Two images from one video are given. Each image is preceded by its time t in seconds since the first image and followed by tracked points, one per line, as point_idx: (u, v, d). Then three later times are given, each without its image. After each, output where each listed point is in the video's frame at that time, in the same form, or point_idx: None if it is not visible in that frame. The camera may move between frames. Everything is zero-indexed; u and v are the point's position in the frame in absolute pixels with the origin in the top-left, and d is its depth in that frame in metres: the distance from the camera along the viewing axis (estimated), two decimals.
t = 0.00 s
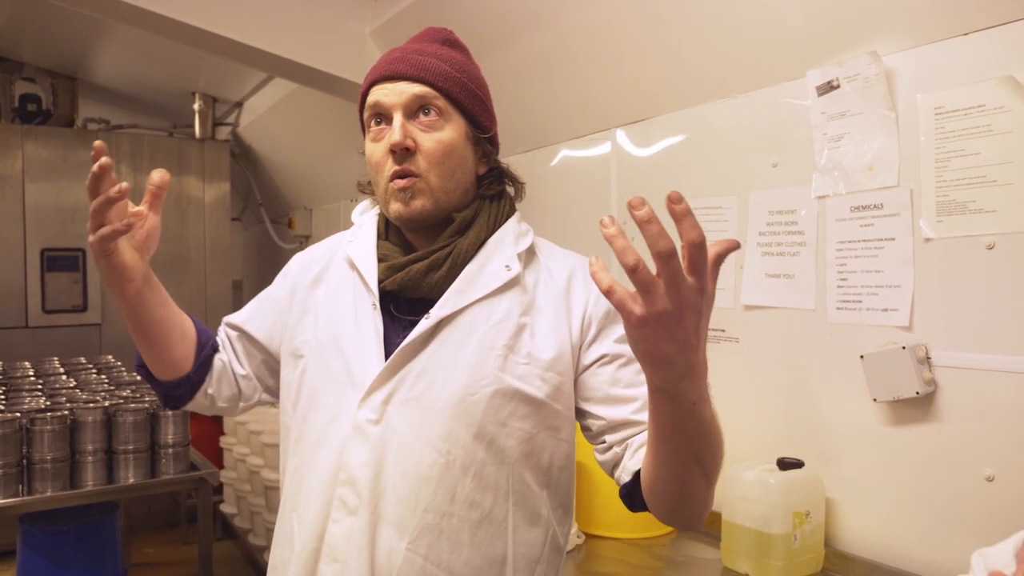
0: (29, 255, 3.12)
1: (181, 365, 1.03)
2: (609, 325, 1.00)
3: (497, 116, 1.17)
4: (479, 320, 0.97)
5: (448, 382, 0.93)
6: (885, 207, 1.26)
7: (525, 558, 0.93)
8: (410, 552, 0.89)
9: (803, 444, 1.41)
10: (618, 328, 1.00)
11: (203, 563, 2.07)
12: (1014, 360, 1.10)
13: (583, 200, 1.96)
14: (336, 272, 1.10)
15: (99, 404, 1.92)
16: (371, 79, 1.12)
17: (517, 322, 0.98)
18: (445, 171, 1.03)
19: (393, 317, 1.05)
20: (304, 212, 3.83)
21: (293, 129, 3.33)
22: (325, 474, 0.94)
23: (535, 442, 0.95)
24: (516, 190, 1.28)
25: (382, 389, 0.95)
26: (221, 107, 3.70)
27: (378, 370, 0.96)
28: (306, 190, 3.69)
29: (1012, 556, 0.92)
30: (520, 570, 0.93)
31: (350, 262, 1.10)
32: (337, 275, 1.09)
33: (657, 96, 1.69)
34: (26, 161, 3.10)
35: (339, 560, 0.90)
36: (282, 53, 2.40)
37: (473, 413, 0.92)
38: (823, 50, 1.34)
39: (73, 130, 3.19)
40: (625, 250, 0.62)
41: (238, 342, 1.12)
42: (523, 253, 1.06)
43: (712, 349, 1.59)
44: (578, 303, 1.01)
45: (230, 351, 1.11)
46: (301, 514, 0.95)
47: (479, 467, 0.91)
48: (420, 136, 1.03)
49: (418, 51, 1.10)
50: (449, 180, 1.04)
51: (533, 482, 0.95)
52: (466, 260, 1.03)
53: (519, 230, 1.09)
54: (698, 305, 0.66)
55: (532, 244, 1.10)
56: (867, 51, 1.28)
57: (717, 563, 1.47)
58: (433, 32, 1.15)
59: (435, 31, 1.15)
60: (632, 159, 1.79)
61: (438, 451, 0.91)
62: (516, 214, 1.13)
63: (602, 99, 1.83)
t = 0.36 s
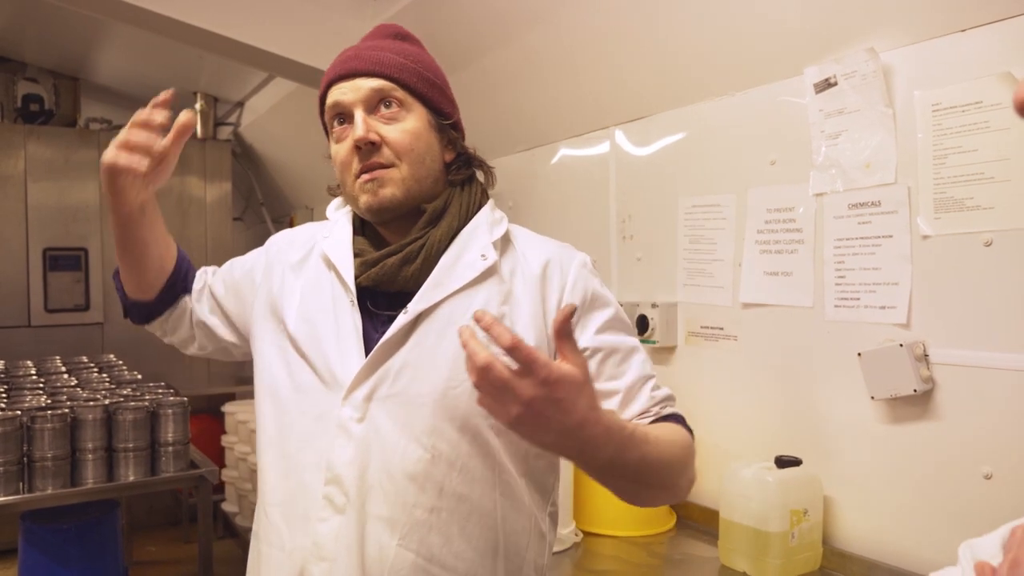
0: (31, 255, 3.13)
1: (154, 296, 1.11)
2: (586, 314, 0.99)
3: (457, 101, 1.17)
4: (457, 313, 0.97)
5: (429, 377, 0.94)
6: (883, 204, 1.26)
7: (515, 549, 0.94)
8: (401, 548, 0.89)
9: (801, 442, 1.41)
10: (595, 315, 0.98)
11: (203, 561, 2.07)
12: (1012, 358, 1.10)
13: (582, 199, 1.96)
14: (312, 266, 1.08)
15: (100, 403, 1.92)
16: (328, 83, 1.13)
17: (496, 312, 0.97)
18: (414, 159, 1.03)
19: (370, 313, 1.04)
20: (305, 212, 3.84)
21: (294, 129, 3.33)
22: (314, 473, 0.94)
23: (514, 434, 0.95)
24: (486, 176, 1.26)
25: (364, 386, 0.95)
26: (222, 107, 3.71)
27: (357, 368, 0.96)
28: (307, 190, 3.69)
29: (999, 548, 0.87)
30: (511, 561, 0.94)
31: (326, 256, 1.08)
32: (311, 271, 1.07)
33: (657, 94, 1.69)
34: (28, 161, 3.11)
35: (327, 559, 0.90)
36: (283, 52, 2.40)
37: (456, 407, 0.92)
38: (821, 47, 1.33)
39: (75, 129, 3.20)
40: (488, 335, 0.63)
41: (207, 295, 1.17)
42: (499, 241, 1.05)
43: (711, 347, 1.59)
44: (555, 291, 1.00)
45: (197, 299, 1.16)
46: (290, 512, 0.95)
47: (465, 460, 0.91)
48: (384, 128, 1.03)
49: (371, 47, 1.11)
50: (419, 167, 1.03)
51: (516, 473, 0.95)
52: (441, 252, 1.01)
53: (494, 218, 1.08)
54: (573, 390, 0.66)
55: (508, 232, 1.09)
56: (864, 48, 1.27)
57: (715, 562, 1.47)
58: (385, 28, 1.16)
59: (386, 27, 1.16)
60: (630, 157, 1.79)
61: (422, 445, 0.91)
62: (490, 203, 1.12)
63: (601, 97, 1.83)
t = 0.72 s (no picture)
0: (39, 255, 3.15)
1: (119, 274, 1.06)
2: (585, 336, 0.99)
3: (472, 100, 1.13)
4: (464, 326, 0.97)
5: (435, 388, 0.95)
6: (885, 206, 1.26)
7: (510, 555, 0.94)
8: (400, 557, 0.91)
9: (804, 444, 1.41)
10: (595, 334, 0.99)
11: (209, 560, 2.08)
12: (1013, 359, 1.10)
13: (585, 199, 1.97)
14: (320, 265, 1.08)
15: (107, 402, 1.94)
16: (366, 73, 1.03)
17: (504, 326, 0.97)
18: (463, 171, 1.00)
19: (379, 322, 1.03)
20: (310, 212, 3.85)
21: (299, 129, 3.35)
22: (316, 478, 0.95)
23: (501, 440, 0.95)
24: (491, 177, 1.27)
25: (369, 394, 0.95)
26: (228, 108, 3.73)
27: (362, 378, 0.96)
28: (312, 190, 3.71)
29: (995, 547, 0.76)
30: (507, 566, 0.94)
31: (333, 258, 1.08)
32: (318, 272, 1.07)
33: (660, 95, 1.70)
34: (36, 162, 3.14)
35: (329, 564, 0.91)
36: (288, 53, 2.42)
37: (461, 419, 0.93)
38: (823, 49, 1.34)
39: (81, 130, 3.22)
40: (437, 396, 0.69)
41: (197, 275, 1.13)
42: (508, 254, 1.05)
43: (713, 347, 1.60)
44: (558, 308, 1.00)
45: (185, 281, 1.11)
46: (292, 509, 0.96)
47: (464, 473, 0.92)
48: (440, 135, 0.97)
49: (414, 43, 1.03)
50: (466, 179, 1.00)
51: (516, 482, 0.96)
52: (452, 262, 1.02)
53: (505, 227, 1.08)
54: (509, 456, 0.71)
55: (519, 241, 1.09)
56: (867, 50, 1.28)
57: (718, 562, 1.47)
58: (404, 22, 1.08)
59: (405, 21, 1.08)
60: (633, 158, 1.79)
61: (423, 458, 0.92)
62: (502, 211, 1.11)
63: (605, 98, 1.84)
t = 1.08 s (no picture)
0: (48, 257, 3.18)
1: (129, 289, 1.06)
2: (589, 345, 1.03)
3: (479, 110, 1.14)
4: (476, 338, 0.99)
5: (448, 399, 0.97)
6: (886, 212, 1.27)
7: (516, 555, 0.98)
8: (415, 562, 0.93)
9: (807, 447, 1.42)
10: (598, 343, 1.02)
11: (216, 561, 2.10)
12: (1014, 364, 1.11)
13: (589, 202, 1.98)
14: (327, 275, 1.09)
15: (116, 404, 1.96)
16: (371, 95, 1.03)
17: (513, 339, 1.00)
18: (471, 193, 1.02)
19: (390, 333, 1.05)
20: (317, 214, 3.88)
21: (306, 133, 3.37)
22: (330, 485, 0.96)
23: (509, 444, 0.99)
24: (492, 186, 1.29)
25: (383, 404, 0.97)
26: (235, 111, 3.76)
27: (376, 388, 0.97)
28: (318, 192, 3.73)
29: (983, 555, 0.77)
30: (514, 565, 0.98)
31: (342, 268, 1.09)
32: (326, 280, 1.09)
33: (664, 100, 1.71)
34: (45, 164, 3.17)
35: (346, 568, 0.92)
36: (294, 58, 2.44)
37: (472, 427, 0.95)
38: (826, 55, 1.35)
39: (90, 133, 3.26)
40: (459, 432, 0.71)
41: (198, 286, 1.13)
42: (516, 267, 1.07)
43: (716, 351, 1.61)
44: (564, 319, 1.03)
45: (186, 293, 1.12)
46: (305, 516, 0.97)
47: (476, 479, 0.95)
48: (448, 160, 1.00)
49: (421, 63, 1.04)
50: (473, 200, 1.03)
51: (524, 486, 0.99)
52: (464, 274, 1.04)
53: (512, 239, 1.10)
54: (529, 481, 0.74)
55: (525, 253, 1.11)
56: (868, 57, 1.29)
57: (720, 564, 1.48)
58: (409, 38, 1.10)
59: (412, 38, 1.10)
60: (638, 162, 1.80)
61: (439, 465, 0.94)
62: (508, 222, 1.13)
63: (609, 102, 1.85)
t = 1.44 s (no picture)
0: (55, 257, 3.21)
1: (150, 314, 1.07)
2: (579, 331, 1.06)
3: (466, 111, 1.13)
4: (476, 331, 1.03)
5: (452, 392, 0.99)
6: (884, 211, 1.28)
7: (525, 543, 1.00)
8: (428, 551, 0.94)
9: (806, 444, 1.43)
10: (589, 330, 1.06)
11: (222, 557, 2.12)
12: (1010, 362, 1.12)
13: (590, 202, 2.00)
14: (324, 277, 1.10)
15: (123, 402, 1.99)
16: (340, 111, 1.05)
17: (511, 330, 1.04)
18: (434, 206, 1.04)
19: (392, 331, 1.07)
20: (321, 214, 3.90)
21: (311, 133, 3.39)
22: (342, 482, 0.96)
23: (526, 439, 1.02)
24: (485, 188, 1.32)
25: (389, 399, 0.99)
26: (241, 111, 3.79)
27: (383, 385, 0.99)
28: (323, 192, 3.76)
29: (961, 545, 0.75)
30: (523, 554, 1.00)
31: (340, 270, 1.10)
32: (325, 282, 1.09)
33: (665, 100, 1.72)
34: (53, 165, 3.20)
35: (361, 563, 0.92)
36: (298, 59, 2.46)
37: (476, 419, 0.98)
38: (825, 56, 1.36)
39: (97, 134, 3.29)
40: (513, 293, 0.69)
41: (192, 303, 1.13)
42: (508, 263, 1.11)
43: (716, 350, 1.62)
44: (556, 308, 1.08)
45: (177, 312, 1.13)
46: (315, 518, 0.96)
47: (484, 468, 0.97)
48: (406, 179, 1.01)
49: (388, 78, 1.03)
50: (437, 211, 1.05)
51: (529, 477, 1.03)
52: (461, 271, 1.07)
53: (502, 237, 1.14)
54: (575, 351, 0.73)
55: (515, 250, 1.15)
56: (866, 58, 1.30)
57: (720, 560, 1.49)
58: (394, 41, 1.09)
59: (396, 41, 1.09)
60: (639, 162, 1.82)
61: (446, 455, 0.96)
62: (499, 223, 1.18)
63: (611, 103, 1.87)
